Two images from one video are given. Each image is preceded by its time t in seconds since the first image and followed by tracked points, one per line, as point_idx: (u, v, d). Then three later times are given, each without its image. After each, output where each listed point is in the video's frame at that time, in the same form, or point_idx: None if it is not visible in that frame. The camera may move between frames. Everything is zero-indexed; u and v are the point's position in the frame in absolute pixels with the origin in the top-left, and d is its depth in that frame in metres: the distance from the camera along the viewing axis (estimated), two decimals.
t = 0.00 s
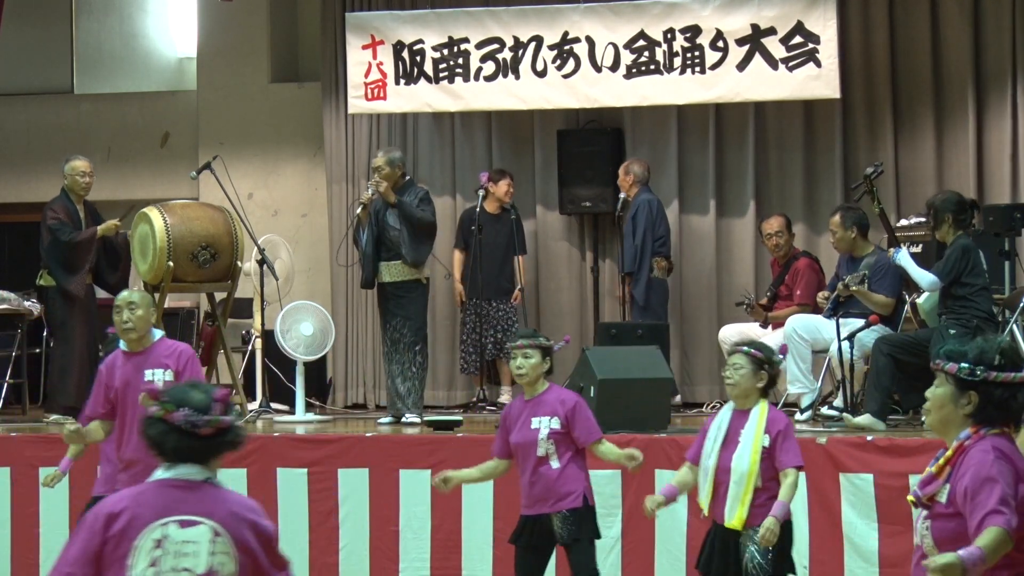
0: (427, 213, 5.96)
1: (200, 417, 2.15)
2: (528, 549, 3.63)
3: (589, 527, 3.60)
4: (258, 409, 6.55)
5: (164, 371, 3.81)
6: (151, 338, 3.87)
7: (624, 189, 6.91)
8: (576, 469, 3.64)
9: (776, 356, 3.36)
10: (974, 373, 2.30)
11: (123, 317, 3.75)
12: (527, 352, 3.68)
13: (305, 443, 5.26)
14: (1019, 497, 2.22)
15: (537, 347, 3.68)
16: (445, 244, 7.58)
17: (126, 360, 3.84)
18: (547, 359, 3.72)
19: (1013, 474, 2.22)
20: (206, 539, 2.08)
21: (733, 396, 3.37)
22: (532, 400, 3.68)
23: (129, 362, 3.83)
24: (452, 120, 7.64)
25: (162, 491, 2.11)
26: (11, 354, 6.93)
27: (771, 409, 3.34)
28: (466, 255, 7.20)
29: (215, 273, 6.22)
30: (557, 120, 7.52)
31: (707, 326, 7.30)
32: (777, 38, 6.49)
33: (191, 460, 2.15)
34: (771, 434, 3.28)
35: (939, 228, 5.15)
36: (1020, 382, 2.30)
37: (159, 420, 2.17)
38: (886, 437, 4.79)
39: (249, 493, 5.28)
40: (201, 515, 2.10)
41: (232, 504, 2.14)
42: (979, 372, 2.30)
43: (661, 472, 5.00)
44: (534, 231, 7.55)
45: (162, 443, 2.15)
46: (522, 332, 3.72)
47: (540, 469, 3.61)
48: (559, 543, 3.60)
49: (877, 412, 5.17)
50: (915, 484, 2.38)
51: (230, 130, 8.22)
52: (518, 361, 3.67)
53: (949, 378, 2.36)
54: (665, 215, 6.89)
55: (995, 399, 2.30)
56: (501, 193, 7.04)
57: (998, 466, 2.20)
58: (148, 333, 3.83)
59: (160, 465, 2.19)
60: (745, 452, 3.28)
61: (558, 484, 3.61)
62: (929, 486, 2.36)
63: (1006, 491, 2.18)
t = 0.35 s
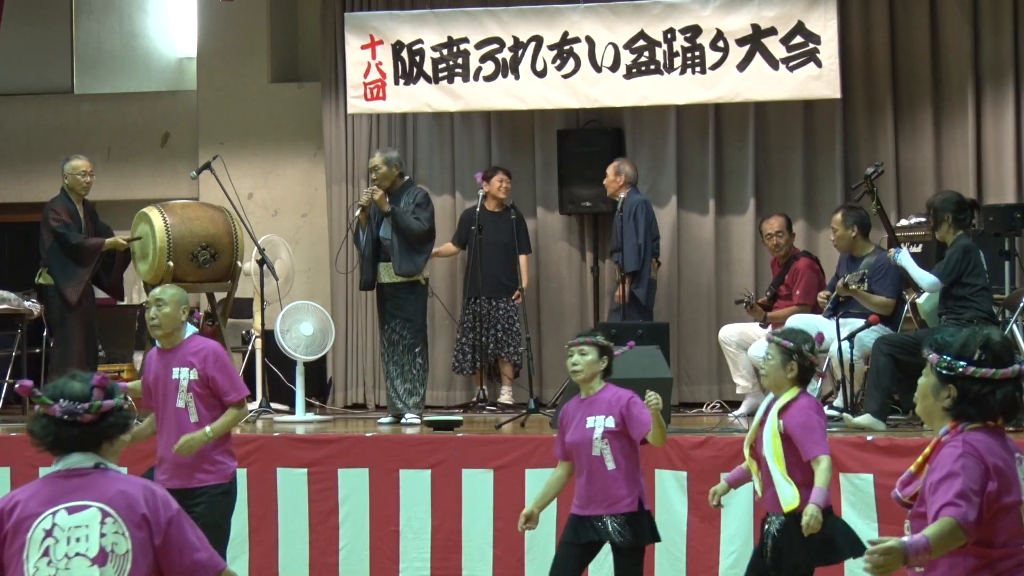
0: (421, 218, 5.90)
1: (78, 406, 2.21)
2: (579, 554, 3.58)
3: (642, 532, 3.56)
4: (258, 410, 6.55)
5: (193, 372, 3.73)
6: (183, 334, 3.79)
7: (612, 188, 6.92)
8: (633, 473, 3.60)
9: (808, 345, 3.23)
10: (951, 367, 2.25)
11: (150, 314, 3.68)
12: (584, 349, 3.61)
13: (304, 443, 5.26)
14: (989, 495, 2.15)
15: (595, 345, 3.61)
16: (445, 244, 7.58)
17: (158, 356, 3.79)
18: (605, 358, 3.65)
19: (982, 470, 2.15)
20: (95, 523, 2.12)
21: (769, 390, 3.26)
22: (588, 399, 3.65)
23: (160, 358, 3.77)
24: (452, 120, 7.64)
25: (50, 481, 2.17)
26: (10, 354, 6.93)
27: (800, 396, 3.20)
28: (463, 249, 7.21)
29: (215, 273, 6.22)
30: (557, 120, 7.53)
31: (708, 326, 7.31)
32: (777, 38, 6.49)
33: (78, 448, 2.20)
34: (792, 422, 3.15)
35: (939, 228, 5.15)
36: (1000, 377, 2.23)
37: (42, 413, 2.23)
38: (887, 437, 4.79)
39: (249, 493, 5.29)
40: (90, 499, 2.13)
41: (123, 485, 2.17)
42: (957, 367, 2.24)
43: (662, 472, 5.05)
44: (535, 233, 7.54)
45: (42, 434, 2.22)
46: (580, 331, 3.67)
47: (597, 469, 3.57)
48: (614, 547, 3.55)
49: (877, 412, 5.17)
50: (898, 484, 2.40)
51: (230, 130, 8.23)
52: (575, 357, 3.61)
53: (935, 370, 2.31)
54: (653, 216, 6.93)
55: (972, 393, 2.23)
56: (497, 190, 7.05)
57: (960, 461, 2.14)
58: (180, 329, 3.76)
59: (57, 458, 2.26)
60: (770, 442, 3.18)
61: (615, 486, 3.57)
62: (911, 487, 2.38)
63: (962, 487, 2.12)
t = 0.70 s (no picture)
0: (419, 219, 5.90)
1: (60, 409, 2.15)
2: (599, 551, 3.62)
3: (658, 534, 3.55)
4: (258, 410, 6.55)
5: (206, 372, 3.72)
6: (201, 334, 3.77)
7: (599, 189, 6.90)
8: (653, 475, 3.57)
9: (837, 353, 3.29)
10: (967, 372, 2.13)
11: (168, 314, 3.67)
12: (609, 348, 3.61)
13: (304, 443, 5.26)
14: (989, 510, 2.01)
15: (621, 345, 3.61)
16: (446, 244, 7.58)
17: (179, 358, 3.79)
18: (630, 358, 3.64)
19: (980, 487, 2.01)
20: (64, 530, 2.07)
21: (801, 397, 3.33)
22: (610, 399, 3.64)
23: (180, 358, 3.78)
24: (452, 120, 7.64)
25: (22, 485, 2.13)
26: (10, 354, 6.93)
27: (827, 406, 3.22)
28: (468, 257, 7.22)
29: (215, 273, 6.22)
30: (557, 120, 7.54)
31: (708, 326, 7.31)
32: (778, 38, 6.50)
33: (58, 452, 2.16)
34: (813, 429, 3.17)
35: (940, 228, 5.15)
36: (1017, 378, 2.08)
37: (25, 412, 2.18)
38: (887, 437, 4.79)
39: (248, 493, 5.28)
40: (59, 506, 2.09)
41: (96, 492, 2.11)
42: (973, 371, 2.12)
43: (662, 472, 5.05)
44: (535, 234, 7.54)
45: (24, 434, 2.17)
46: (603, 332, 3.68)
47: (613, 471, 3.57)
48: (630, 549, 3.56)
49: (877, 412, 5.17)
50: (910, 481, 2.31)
51: (230, 130, 8.22)
52: (600, 356, 3.60)
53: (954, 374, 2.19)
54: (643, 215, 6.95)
55: (989, 396, 2.10)
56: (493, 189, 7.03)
57: (953, 472, 2.03)
58: (199, 329, 3.75)
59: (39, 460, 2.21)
60: (795, 450, 3.22)
61: (632, 489, 3.56)
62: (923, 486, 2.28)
63: (946, 501, 2.03)
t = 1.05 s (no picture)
0: (419, 220, 5.91)
1: (82, 419, 2.15)
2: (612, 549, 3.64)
3: (668, 534, 3.55)
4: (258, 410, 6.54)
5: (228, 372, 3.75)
6: (227, 336, 3.84)
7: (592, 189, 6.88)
8: (662, 474, 3.57)
9: (884, 351, 3.12)
10: (1009, 368, 2.36)
11: (196, 315, 3.72)
12: (622, 348, 3.59)
13: (303, 443, 5.26)
14: (1013, 504, 2.28)
15: (633, 345, 3.59)
16: (445, 244, 7.58)
17: (202, 357, 3.84)
18: (642, 359, 3.63)
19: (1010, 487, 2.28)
20: (74, 549, 2.04)
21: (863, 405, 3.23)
22: (620, 399, 3.63)
23: (204, 358, 3.82)
24: (451, 120, 7.64)
25: (27, 498, 2.09)
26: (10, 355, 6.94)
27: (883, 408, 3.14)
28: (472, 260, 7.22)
29: (215, 273, 6.22)
30: (557, 120, 7.54)
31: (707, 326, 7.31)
32: (778, 38, 6.50)
33: (65, 464, 2.14)
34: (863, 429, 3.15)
35: (939, 228, 5.15)
36: None
37: (41, 417, 2.17)
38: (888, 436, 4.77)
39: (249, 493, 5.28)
40: (70, 524, 2.06)
41: (106, 510, 2.09)
42: (1013, 367, 2.36)
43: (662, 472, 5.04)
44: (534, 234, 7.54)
45: (40, 442, 2.15)
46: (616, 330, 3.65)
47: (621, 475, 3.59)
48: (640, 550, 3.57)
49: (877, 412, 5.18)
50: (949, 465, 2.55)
51: (230, 130, 8.22)
52: (612, 355, 3.58)
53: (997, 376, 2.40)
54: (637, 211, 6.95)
55: None
56: (492, 189, 7.05)
57: (990, 469, 2.30)
58: (222, 330, 3.80)
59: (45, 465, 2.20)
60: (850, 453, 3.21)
61: (641, 490, 3.56)
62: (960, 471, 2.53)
63: (974, 484, 2.31)
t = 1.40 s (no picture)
0: (419, 221, 5.91)
1: (95, 427, 2.07)
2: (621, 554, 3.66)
3: (683, 543, 3.56)
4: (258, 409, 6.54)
5: (256, 372, 3.77)
6: (251, 336, 3.86)
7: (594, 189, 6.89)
8: (677, 484, 3.58)
9: (911, 354, 3.17)
10: None
11: (222, 317, 3.75)
12: (630, 357, 3.59)
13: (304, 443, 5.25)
14: None
15: (641, 353, 3.60)
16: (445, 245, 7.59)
17: (228, 358, 3.86)
18: (650, 368, 3.63)
19: None
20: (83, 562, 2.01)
21: (903, 410, 3.23)
22: (632, 410, 3.63)
23: (229, 359, 3.84)
24: (451, 120, 7.64)
25: (33, 506, 2.03)
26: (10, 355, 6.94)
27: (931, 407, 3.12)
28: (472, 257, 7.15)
29: (214, 273, 6.22)
30: (557, 120, 7.54)
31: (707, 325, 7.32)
32: (778, 38, 6.50)
33: (71, 474, 2.08)
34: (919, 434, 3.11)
35: (939, 228, 5.15)
36: None
37: (51, 423, 2.07)
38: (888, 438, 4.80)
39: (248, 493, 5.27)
40: (78, 535, 2.02)
41: (115, 521, 2.06)
42: None
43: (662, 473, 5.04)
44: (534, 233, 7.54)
45: (51, 451, 2.07)
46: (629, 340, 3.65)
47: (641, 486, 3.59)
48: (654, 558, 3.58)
49: (878, 412, 5.18)
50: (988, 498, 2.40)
51: (230, 130, 8.23)
52: (622, 363, 3.58)
53: None
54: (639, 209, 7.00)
55: None
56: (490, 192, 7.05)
57: None
58: (247, 330, 3.82)
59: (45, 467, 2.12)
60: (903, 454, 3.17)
61: (656, 500, 3.58)
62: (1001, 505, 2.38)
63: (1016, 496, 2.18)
